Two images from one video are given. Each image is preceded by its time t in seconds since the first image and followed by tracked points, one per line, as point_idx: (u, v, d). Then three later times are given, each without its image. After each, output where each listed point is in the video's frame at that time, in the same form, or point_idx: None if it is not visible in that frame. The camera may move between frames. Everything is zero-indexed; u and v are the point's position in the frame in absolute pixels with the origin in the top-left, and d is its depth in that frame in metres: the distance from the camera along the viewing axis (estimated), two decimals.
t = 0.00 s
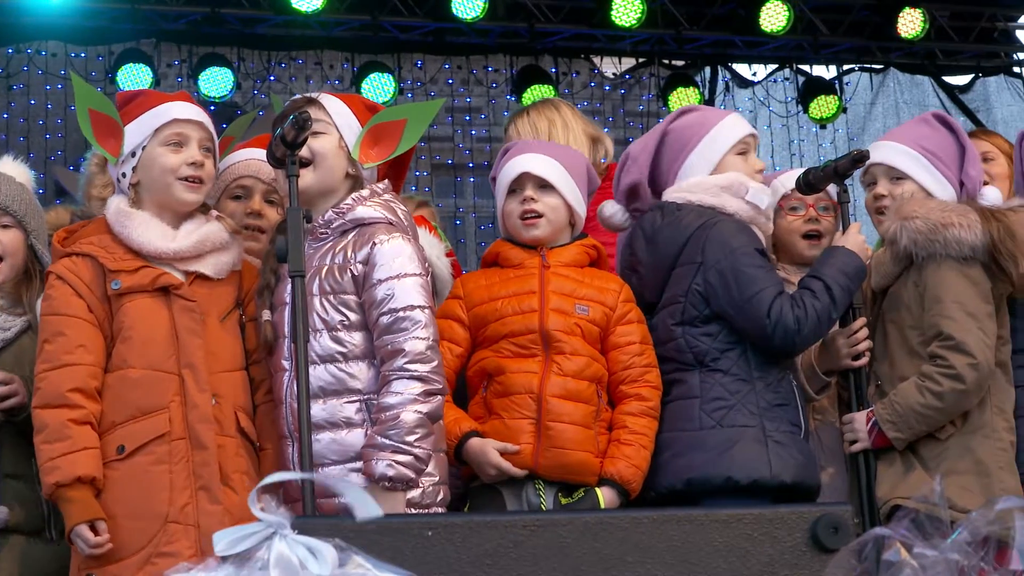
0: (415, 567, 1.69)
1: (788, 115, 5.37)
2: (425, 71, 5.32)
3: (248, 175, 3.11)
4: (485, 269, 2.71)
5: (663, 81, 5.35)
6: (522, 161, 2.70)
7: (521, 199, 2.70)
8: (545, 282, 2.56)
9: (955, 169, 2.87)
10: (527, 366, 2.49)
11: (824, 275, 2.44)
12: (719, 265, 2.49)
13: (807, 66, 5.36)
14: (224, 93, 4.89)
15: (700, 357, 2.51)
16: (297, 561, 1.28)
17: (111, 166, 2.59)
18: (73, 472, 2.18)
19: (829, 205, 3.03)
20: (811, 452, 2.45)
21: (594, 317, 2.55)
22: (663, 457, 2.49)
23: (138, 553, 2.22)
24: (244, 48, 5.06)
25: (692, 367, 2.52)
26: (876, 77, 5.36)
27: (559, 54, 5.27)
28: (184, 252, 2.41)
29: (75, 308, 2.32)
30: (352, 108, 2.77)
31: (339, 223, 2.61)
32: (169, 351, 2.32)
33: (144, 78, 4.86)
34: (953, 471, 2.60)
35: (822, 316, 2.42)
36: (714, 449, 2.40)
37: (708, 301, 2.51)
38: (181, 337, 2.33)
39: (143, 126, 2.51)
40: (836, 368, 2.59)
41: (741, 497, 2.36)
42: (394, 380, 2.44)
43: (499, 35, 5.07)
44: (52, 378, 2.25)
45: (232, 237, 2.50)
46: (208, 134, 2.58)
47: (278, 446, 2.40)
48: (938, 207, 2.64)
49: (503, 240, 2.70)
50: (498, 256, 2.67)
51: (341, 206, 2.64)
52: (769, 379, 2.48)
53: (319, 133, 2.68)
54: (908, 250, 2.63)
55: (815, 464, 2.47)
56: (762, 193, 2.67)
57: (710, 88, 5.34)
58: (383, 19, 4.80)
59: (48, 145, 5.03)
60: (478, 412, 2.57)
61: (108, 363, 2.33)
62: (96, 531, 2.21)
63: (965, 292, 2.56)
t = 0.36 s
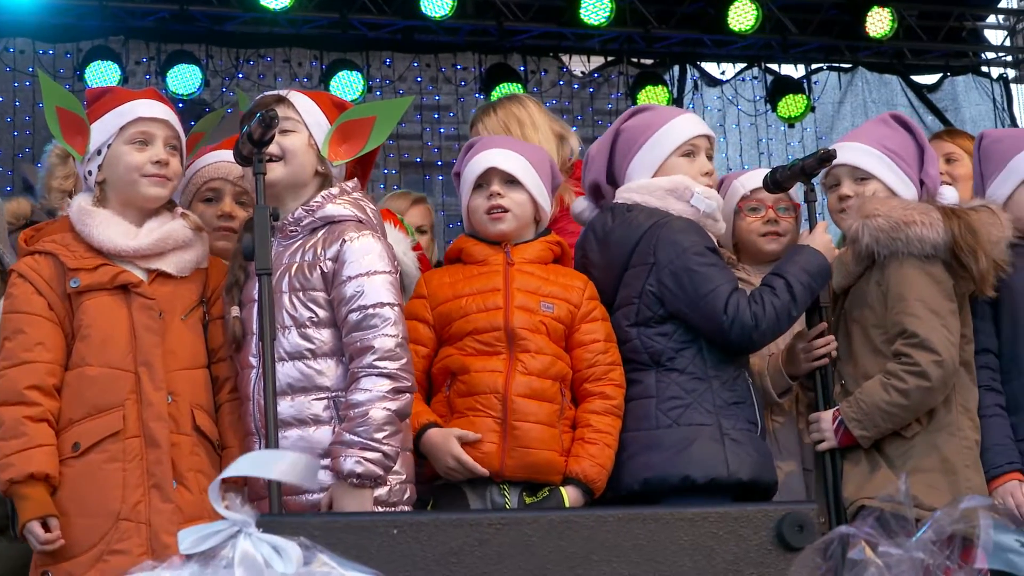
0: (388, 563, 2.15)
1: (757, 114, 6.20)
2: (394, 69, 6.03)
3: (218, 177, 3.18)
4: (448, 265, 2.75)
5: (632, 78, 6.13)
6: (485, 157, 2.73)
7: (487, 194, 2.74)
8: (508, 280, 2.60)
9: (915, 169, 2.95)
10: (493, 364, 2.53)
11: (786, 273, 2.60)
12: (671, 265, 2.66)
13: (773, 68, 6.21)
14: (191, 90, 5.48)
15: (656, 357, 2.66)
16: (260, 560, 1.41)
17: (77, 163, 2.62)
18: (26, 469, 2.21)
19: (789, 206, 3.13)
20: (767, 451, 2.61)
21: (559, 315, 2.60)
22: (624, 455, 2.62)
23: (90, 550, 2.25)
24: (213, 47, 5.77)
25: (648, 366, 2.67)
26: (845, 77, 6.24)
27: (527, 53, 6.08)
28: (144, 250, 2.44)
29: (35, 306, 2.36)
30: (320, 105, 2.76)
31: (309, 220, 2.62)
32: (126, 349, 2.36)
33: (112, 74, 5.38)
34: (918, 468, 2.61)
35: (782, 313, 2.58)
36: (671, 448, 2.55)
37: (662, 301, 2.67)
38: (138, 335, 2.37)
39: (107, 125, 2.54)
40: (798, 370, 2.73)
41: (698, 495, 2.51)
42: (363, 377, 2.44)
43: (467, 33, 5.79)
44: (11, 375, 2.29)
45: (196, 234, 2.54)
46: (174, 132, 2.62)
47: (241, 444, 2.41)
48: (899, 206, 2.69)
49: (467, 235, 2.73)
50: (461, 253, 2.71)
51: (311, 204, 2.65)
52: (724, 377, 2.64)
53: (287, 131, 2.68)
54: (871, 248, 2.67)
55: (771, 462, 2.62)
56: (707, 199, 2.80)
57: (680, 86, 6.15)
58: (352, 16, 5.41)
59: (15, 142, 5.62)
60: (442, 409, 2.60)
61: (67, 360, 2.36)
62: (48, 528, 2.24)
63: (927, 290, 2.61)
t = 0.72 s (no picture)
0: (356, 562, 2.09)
1: (727, 113, 6.20)
2: (364, 66, 6.01)
3: (187, 169, 3.19)
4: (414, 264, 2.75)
5: (603, 78, 6.11)
6: (454, 155, 2.75)
7: (455, 192, 2.76)
8: (474, 280, 2.61)
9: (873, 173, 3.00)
10: (461, 367, 2.54)
11: (755, 274, 2.61)
12: (643, 263, 2.66)
13: (745, 67, 6.16)
14: (162, 86, 5.41)
15: (624, 356, 2.67)
16: (226, 556, 1.23)
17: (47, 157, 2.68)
18: None
19: (753, 202, 3.19)
20: (733, 451, 2.62)
21: (526, 315, 2.62)
22: (591, 455, 2.63)
23: (47, 546, 2.32)
24: (182, 43, 5.75)
25: (616, 366, 2.68)
26: (814, 77, 6.22)
27: (498, 51, 6.00)
28: (108, 246, 2.52)
29: None
30: (287, 102, 2.75)
31: (278, 217, 2.62)
32: (88, 345, 2.43)
33: (80, 70, 5.32)
34: (887, 463, 2.61)
35: (750, 314, 2.59)
36: (639, 448, 2.55)
37: (633, 299, 2.68)
38: (101, 331, 2.44)
39: (76, 118, 2.61)
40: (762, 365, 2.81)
41: (665, 495, 2.51)
42: (331, 374, 2.43)
43: (438, 32, 5.75)
44: None
45: (163, 231, 2.61)
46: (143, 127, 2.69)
47: (205, 442, 2.46)
48: (865, 201, 2.72)
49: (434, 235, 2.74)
50: (428, 252, 2.71)
51: (280, 200, 2.64)
52: (692, 377, 2.66)
53: (255, 128, 2.67)
54: (836, 245, 2.70)
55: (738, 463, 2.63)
56: (679, 195, 2.83)
57: (650, 85, 6.13)
58: (323, 13, 5.45)
59: None
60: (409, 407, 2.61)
61: (31, 355, 2.43)
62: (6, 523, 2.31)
63: (894, 284, 2.63)
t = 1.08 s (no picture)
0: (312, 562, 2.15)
1: (689, 114, 6.18)
2: (326, 64, 5.98)
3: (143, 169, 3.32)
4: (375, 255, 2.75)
5: (565, 78, 6.10)
6: (422, 157, 2.75)
7: (421, 195, 2.75)
8: (439, 277, 2.61)
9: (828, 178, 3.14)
10: (423, 367, 2.54)
11: (715, 273, 2.63)
12: (600, 263, 2.68)
13: (706, 67, 6.19)
14: (121, 82, 5.49)
15: (584, 356, 2.69)
16: (181, 554, 1.46)
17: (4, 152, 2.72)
18: None
19: (724, 207, 3.23)
20: (693, 450, 2.66)
21: (490, 310, 2.63)
22: (552, 453, 2.65)
23: None
24: (144, 38, 5.72)
25: (575, 365, 2.70)
26: (776, 79, 6.21)
27: (461, 51, 6.02)
28: (62, 242, 2.58)
29: None
30: (245, 100, 2.78)
31: (233, 216, 2.62)
32: (40, 340, 2.49)
33: (42, 65, 5.39)
34: (845, 461, 2.65)
35: (709, 311, 2.62)
36: (597, 447, 2.58)
37: (591, 300, 2.70)
38: (53, 328, 2.49)
39: (36, 115, 2.66)
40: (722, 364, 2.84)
41: (623, 495, 2.54)
42: (286, 371, 2.44)
43: (400, 30, 5.75)
44: None
45: (118, 228, 2.68)
46: (101, 125, 2.75)
47: (155, 440, 2.54)
48: (819, 201, 2.81)
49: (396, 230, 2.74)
50: (390, 246, 2.71)
51: (235, 199, 2.65)
52: (651, 376, 2.68)
53: (213, 127, 2.69)
54: (793, 245, 2.78)
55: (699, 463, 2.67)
56: (637, 195, 2.85)
57: (613, 86, 6.13)
58: (285, 11, 5.48)
59: None
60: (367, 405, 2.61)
61: None
62: None
63: (849, 282, 2.72)
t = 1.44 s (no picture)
0: (271, 559, 2.13)
1: (651, 112, 6.43)
2: (288, 60, 6.13)
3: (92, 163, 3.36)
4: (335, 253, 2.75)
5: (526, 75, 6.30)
6: (387, 147, 2.76)
7: (385, 184, 2.77)
8: (401, 278, 2.62)
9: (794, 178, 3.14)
10: (384, 372, 2.55)
11: (674, 258, 2.66)
12: (557, 264, 2.69)
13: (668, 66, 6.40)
14: (83, 77, 5.64)
15: (545, 354, 2.69)
16: (141, 551, 1.26)
17: None
18: None
19: (692, 207, 3.22)
20: (657, 446, 2.66)
21: (454, 310, 2.63)
22: (517, 450, 2.64)
23: None
24: (106, 34, 5.85)
25: (537, 364, 2.70)
26: (739, 77, 6.43)
27: (422, 48, 6.22)
28: (20, 239, 2.61)
29: None
30: (203, 98, 2.80)
31: (195, 211, 2.62)
32: None
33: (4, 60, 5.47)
34: (804, 462, 2.67)
35: (671, 297, 2.63)
36: (560, 445, 2.57)
37: (551, 302, 2.70)
38: (10, 324, 2.53)
39: None
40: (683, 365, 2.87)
41: (588, 492, 2.53)
42: (252, 366, 2.44)
43: (363, 26, 5.85)
44: None
45: (75, 224, 2.73)
46: (56, 120, 2.79)
47: (114, 435, 2.60)
48: (780, 203, 2.84)
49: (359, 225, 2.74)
50: (352, 242, 2.72)
51: (197, 195, 2.65)
52: (613, 373, 2.68)
53: (173, 124, 2.72)
54: (755, 247, 2.80)
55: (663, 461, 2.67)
56: (592, 195, 2.86)
57: (575, 82, 6.33)
58: (247, 6, 5.60)
59: None
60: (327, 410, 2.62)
61: None
62: None
63: (809, 282, 2.74)
